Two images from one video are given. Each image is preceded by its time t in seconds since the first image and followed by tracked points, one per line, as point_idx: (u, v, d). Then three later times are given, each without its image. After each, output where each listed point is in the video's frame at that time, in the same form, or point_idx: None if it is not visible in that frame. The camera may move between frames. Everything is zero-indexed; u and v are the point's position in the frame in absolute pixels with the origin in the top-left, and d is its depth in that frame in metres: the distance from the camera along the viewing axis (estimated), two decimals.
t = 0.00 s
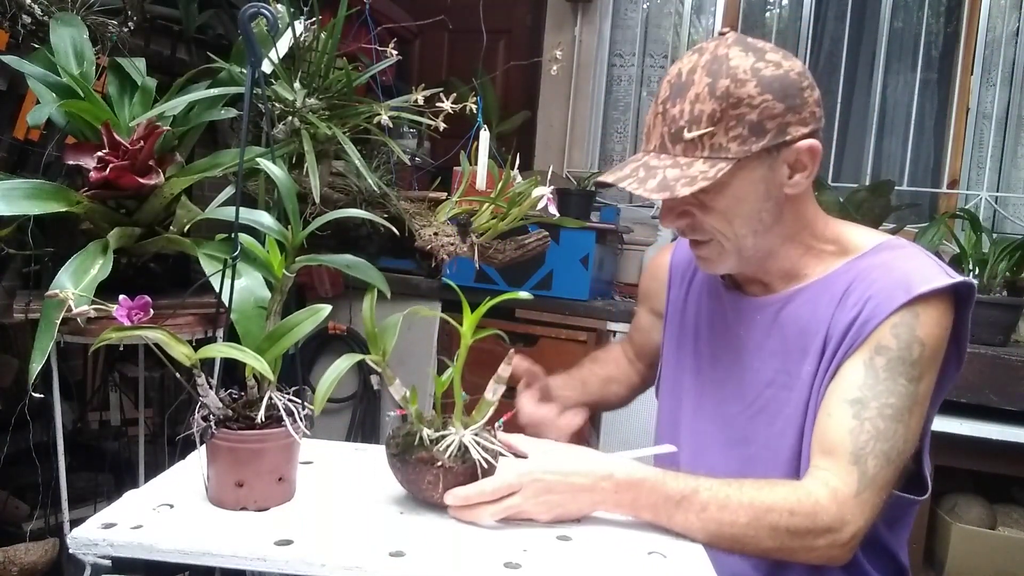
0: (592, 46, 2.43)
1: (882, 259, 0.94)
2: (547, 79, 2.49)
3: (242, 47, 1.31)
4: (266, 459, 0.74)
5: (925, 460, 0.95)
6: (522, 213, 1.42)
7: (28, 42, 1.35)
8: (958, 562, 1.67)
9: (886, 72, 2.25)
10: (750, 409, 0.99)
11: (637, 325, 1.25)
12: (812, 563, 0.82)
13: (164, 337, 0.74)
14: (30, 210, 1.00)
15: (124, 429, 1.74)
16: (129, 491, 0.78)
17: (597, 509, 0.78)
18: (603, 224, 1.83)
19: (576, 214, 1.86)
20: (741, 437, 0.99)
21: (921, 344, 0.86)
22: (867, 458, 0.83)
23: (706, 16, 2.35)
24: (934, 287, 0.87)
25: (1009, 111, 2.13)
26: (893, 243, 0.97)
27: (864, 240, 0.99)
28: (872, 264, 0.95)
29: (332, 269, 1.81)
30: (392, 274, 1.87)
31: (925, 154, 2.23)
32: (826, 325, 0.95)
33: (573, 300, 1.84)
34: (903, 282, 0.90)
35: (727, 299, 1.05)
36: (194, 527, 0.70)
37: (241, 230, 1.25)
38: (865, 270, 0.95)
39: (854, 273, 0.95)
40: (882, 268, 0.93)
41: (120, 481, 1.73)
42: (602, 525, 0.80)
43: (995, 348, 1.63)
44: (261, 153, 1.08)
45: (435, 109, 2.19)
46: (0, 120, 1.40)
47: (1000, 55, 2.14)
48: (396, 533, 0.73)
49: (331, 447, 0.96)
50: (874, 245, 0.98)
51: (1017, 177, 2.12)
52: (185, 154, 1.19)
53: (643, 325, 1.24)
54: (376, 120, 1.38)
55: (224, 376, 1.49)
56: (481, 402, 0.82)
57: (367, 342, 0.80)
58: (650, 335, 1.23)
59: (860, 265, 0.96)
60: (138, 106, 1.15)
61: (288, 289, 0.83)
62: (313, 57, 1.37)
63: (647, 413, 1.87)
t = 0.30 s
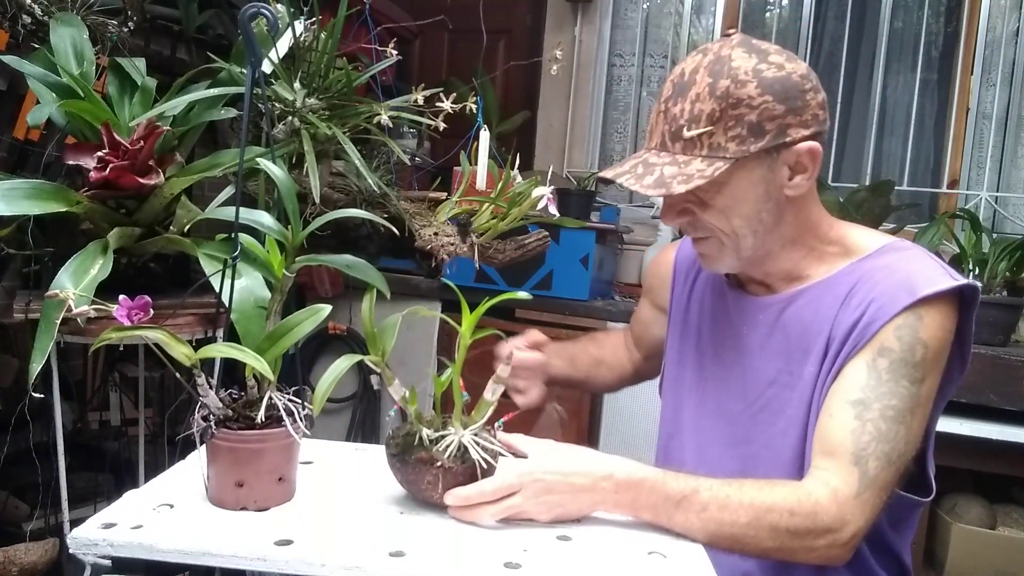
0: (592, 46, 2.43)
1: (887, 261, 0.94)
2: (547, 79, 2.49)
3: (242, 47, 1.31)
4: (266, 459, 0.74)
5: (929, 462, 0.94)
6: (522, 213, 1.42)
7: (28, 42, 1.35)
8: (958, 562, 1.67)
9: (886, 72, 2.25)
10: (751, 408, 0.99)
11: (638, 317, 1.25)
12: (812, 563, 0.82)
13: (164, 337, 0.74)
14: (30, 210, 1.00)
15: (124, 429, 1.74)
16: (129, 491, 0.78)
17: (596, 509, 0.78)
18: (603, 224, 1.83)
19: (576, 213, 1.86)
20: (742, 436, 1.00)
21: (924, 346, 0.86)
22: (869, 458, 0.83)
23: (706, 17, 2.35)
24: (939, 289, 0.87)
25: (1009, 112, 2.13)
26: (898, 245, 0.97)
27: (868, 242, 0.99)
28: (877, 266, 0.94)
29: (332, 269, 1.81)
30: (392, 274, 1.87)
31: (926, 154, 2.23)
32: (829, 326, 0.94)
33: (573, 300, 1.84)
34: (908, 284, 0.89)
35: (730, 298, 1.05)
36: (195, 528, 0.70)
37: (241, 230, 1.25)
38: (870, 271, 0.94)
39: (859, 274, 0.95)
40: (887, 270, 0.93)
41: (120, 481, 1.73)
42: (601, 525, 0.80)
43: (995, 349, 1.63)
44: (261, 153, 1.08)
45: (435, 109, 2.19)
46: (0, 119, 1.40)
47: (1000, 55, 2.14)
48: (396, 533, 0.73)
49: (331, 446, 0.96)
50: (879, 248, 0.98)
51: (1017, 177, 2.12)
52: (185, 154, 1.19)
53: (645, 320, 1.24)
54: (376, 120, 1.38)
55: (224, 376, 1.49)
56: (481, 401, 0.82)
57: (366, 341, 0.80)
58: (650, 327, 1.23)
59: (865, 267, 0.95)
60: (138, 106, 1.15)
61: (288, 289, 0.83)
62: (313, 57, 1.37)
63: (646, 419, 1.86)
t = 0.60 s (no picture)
0: (592, 46, 2.43)
1: (888, 259, 0.94)
2: (547, 79, 2.49)
3: (242, 47, 1.31)
4: (266, 459, 0.74)
5: (930, 461, 0.94)
6: (522, 213, 1.42)
7: (28, 42, 1.35)
8: (958, 561, 1.67)
9: (886, 72, 2.25)
10: (752, 405, 0.99)
11: (629, 314, 1.25)
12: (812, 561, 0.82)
13: (164, 337, 0.74)
14: (30, 210, 1.00)
15: (124, 429, 1.74)
16: (129, 491, 0.78)
17: (597, 509, 0.78)
18: (603, 224, 1.83)
19: (576, 213, 1.86)
20: (742, 433, 1.00)
21: (925, 344, 0.87)
22: (870, 456, 0.83)
23: (706, 17, 2.35)
24: (941, 287, 0.87)
25: (1010, 111, 2.13)
26: (899, 243, 0.97)
27: (869, 241, 0.99)
28: (878, 264, 0.95)
29: (332, 269, 1.81)
30: (392, 274, 1.87)
31: (925, 154, 2.23)
32: (830, 323, 0.94)
33: (573, 300, 1.84)
34: (910, 282, 0.89)
35: (731, 295, 1.05)
36: (195, 527, 0.70)
37: (241, 230, 1.25)
38: (871, 269, 0.94)
39: (860, 272, 0.95)
40: (888, 267, 0.93)
41: (120, 481, 1.73)
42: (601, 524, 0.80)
43: (995, 348, 1.63)
44: (261, 153, 1.08)
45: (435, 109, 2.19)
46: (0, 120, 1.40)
47: (1000, 55, 2.13)
48: (396, 533, 0.73)
49: (331, 446, 0.96)
50: (880, 246, 0.98)
51: (1017, 177, 2.12)
52: (185, 154, 1.19)
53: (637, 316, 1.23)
54: (376, 120, 1.37)
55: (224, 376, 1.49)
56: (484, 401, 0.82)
57: (369, 340, 0.80)
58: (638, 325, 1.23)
59: (866, 265, 0.96)
60: (138, 107, 1.15)
61: (288, 289, 0.83)
62: (313, 57, 1.38)
63: (644, 419, 1.86)
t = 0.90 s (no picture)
0: (592, 46, 2.43)
1: (883, 259, 0.95)
2: (547, 79, 2.49)
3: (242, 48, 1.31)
4: (266, 459, 0.74)
5: (926, 460, 0.94)
6: (522, 213, 1.41)
7: (28, 42, 1.35)
8: (957, 561, 1.67)
9: (886, 72, 2.25)
10: (748, 406, 0.99)
11: (623, 323, 1.24)
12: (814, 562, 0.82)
13: (164, 337, 0.74)
14: (30, 210, 1.00)
15: (124, 429, 1.74)
16: (129, 491, 0.78)
17: (599, 509, 0.78)
18: (603, 223, 1.83)
19: (576, 213, 1.86)
20: (739, 435, 0.99)
21: (921, 342, 0.87)
22: (869, 455, 0.83)
23: (706, 17, 2.35)
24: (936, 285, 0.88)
25: (1010, 111, 2.13)
26: (893, 243, 0.97)
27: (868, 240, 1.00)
28: (873, 264, 0.95)
29: (332, 269, 1.82)
30: (392, 274, 1.86)
31: (925, 154, 2.23)
32: (827, 324, 0.95)
33: (573, 300, 1.84)
34: (905, 281, 0.90)
35: (726, 296, 1.05)
36: (195, 527, 0.70)
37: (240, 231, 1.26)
38: (867, 269, 0.95)
39: (856, 271, 0.96)
40: (883, 267, 0.93)
41: (120, 481, 1.73)
42: (599, 523, 0.80)
43: (995, 348, 1.63)
44: (261, 153, 1.08)
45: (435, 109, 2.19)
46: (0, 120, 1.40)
47: (1000, 55, 2.13)
48: (396, 532, 0.73)
49: (331, 446, 0.96)
50: (875, 246, 0.98)
51: (1017, 178, 2.12)
52: (185, 154, 1.19)
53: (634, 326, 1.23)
54: (376, 120, 1.38)
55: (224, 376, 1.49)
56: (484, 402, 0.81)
57: (370, 340, 0.80)
58: (632, 334, 1.22)
59: (861, 265, 0.96)
60: (138, 107, 1.15)
61: (288, 289, 0.83)
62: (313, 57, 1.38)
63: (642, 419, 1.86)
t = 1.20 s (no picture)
0: (592, 46, 2.43)
1: (881, 259, 0.95)
2: (547, 79, 2.49)
3: (242, 48, 1.31)
4: (266, 458, 0.74)
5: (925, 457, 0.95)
6: (522, 213, 1.41)
7: (28, 41, 1.35)
8: (957, 561, 1.67)
9: (886, 72, 2.25)
10: (748, 410, 0.99)
11: (625, 331, 1.24)
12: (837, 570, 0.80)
13: (164, 337, 0.73)
14: (29, 210, 1.00)
15: (124, 429, 1.74)
16: (129, 492, 0.78)
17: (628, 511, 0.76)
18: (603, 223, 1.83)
19: (576, 213, 1.86)
20: (738, 438, 0.99)
21: (927, 344, 0.86)
22: (887, 463, 0.81)
23: (706, 17, 2.35)
24: (936, 285, 0.87)
25: (1010, 111, 2.12)
26: (889, 243, 0.98)
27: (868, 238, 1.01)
28: (872, 265, 0.95)
29: (332, 269, 1.82)
30: (392, 274, 1.86)
31: (925, 154, 2.23)
32: (828, 328, 0.95)
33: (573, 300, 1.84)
34: (906, 282, 0.90)
35: (725, 300, 1.05)
36: (196, 527, 0.70)
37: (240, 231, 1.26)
38: (865, 271, 0.95)
39: (855, 272, 0.96)
40: (882, 268, 0.93)
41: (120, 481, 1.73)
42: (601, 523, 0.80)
43: (994, 349, 1.63)
44: (261, 153, 1.08)
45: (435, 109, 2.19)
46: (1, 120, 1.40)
47: (1000, 55, 2.13)
48: (396, 532, 0.73)
49: (331, 446, 0.96)
50: (874, 245, 0.98)
51: (1017, 178, 2.12)
52: (185, 154, 1.19)
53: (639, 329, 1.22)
54: (376, 120, 1.38)
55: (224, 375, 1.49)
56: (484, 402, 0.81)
57: (370, 340, 0.80)
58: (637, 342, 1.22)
59: (859, 266, 0.96)
60: (138, 106, 1.15)
61: (288, 289, 0.84)
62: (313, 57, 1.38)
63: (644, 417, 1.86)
